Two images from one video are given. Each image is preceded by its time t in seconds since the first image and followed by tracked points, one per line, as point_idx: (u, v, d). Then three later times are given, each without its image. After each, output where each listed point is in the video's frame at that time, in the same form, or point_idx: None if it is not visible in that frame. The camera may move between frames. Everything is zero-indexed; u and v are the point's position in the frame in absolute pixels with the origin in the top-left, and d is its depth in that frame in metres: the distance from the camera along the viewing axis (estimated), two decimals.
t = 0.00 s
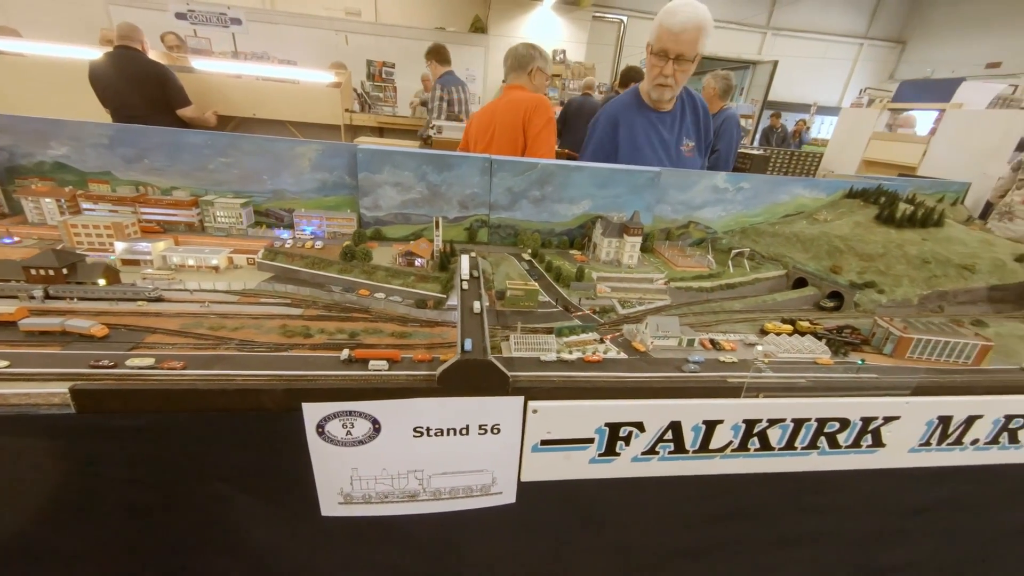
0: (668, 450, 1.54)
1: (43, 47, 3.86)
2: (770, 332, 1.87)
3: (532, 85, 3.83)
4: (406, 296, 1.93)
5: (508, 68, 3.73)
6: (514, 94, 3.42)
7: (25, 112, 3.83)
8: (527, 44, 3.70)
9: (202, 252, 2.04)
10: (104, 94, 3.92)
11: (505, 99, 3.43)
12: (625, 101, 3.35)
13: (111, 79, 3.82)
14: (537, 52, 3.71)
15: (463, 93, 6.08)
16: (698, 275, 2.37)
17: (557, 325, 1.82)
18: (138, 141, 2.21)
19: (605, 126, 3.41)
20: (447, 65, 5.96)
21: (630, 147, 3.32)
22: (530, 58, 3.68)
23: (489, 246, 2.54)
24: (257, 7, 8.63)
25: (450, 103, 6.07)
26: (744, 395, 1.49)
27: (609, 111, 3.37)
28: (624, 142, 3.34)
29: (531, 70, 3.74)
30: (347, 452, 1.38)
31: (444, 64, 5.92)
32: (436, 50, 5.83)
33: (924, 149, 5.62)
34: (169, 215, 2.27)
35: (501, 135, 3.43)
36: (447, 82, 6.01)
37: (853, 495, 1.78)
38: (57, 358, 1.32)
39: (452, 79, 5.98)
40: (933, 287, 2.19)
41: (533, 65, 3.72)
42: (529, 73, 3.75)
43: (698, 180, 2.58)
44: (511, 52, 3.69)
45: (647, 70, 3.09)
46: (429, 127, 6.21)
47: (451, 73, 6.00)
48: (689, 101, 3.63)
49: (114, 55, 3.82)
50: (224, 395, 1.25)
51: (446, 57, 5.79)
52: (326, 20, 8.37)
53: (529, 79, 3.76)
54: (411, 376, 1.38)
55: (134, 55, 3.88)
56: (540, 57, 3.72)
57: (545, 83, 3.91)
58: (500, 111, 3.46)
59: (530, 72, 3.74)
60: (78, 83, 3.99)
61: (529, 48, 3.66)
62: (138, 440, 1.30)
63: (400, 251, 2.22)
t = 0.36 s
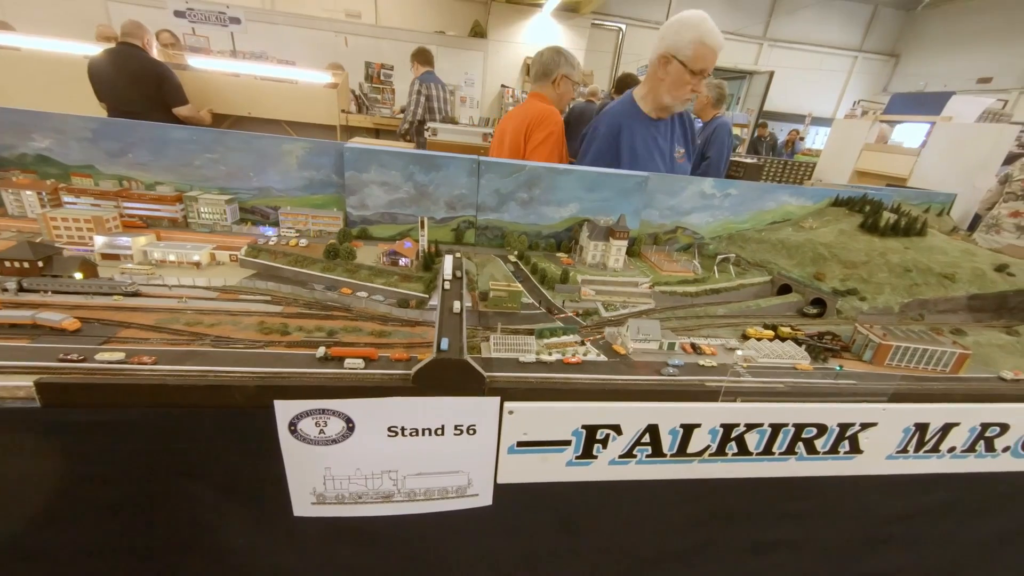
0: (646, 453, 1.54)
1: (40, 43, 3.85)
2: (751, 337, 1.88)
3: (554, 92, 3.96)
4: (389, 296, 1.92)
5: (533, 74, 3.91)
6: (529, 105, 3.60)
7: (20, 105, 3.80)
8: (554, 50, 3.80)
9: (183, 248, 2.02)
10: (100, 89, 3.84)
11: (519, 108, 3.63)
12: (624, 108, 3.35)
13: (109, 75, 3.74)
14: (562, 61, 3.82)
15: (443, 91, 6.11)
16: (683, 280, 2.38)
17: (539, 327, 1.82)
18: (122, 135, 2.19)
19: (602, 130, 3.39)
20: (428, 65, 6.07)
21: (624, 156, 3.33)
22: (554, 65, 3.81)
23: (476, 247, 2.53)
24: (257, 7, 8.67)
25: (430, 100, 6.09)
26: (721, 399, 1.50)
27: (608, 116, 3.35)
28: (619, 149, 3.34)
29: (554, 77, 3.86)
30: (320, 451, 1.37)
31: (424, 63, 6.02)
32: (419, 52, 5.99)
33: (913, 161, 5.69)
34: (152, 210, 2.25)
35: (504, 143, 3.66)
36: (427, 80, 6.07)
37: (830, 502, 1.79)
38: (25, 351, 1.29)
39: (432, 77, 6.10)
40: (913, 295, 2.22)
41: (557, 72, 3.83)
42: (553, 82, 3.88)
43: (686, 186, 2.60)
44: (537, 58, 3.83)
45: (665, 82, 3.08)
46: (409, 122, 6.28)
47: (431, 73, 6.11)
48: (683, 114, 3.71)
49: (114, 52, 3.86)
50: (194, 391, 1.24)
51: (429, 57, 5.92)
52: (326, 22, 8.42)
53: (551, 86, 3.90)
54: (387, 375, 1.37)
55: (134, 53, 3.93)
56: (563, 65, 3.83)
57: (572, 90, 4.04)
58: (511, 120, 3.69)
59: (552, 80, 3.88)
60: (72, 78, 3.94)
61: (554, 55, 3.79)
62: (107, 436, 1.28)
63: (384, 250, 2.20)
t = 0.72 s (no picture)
0: (636, 452, 1.50)
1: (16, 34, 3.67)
2: (743, 332, 1.85)
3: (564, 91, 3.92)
4: (373, 293, 1.86)
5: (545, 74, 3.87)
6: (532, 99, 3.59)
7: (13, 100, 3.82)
8: (567, 49, 3.75)
9: (159, 245, 1.95)
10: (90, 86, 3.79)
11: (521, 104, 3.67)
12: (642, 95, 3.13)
13: (95, 72, 3.68)
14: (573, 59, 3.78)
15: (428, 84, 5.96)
16: (674, 274, 2.34)
17: (526, 324, 1.77)
18: (93, 128, 2.10)
19: (623, 118, 3.11)
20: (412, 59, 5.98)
21: (654, 140, 3.04)
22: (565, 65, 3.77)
23: (464, 243, 2.48)
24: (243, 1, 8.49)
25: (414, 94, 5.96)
26: (713, 395, 1.46)
27: (626, 103, 3.10)
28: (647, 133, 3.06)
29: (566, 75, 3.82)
30: (298, 455, 1.31)
31: (406, 57, 5.96)
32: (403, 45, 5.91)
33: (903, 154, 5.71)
34: (126, 207, 2.18)
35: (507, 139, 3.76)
36: (410, 74, 5.93)
37: (822, 497, 1.77)
38: None
39: (415, 71, 5.95)
40: (906, 288, 2.20)
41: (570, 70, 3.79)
42: (565, 81, 3.84)
43: (678, 179, 2.55)
44: (548, 58, 3.80)
45: (692, 79, 3.13)
46: (394, 118, 6.18)
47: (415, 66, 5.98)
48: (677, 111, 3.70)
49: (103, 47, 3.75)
50: (162, 396, 1.18)
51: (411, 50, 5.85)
52: (315, 16, 8.28)
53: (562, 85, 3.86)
54: (367, 375, 1.32)
55: (124, 48, 3.79)
56: (574, 62, 3.78)
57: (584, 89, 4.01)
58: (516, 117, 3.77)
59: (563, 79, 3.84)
60: (55, 73, 3.82)
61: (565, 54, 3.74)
62: (73, 441, 1.24)
63: (368, 246, 2.15)
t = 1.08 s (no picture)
0: (591, 456, 1.47)
1: None
2: (693, 328, 1.86)
3: (532, 86, 3.65)
4: (309, 299, 1.71)
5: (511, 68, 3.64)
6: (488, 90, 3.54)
7: None
8: (535, 42, 3.51)
9: (51, 251, 1.69)
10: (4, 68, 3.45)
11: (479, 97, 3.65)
12: (620, 93, 3.33)
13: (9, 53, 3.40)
14: (540, 53, 3.53)
15: (374, 74, 5.62)
16: (627, 270, 2.34)
17: (476, 328, 1.68)
18: None
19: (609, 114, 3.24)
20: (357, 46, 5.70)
21: (643, 132, 3.22)
22: (531, 58, 3.54)
23: (412, 242, 2.35)
24: None
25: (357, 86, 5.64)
26: (665, 395, 1.45)
27: (609, 100, 3.24)
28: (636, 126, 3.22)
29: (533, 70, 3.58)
30: (219, 488, 1.17)
31: (349, 44, 5.68)
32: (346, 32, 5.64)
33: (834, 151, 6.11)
34: (10, 206, 1.87)
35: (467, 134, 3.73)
36: (351, 66, 5.62)
37: (769, 486, 1.82)
38: None
39: (358, 59, 5.67)
40: (840, 279, 2.31)
41: (537, 65, 3.55)
42: (532, 75, 3.59)
43: (629, 175, 2.55)
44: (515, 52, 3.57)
45: (658, 79, 3.44)
46: (340, 112, 5.88)
47: (356, 55, 5.66)
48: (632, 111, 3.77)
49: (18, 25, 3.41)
50: (44, 432, 1.01)
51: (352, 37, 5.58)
52: None
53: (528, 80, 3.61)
54: (297, 395, 1.19)
55: (37, 26, 3.39)
56: (542, 55, 3.52)
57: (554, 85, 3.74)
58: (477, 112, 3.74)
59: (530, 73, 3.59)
60: None
61: (531, 47, 3.51)
62: None
63: (304, 248, 1.97)
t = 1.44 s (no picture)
0: (539, 446, 1.46)
1: None
2: (635, 310, 1.89)
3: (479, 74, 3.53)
4: (228, 305, 1.56)
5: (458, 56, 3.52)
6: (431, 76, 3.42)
7: None
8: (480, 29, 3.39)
9: None
10: None
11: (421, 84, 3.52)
12: (584, 80, 3.43)
13: None
14: (486, 40, 3.42)
15: (305, 64, 5.14)
16: (571, 257, 2.34)
17: (416, 325, 1.61)
18: None
19: (577, 98, 3.33)
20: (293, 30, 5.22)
21: (610, 117, 3.36)
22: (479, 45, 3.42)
23: (347, 237, 2.22)
24: None
25: (285, 76, 5.19)
26: (609, 378, 1.47)
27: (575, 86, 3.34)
28: (602, 111, 3.35)
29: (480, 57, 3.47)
30: (124, 524, 1.04)
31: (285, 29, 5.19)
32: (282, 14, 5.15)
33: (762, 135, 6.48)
34: None
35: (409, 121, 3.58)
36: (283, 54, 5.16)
37: (710, 456, 1.91)
38: None
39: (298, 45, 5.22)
40: (769, 256, 2.44)
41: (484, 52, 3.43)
42: (480, 62, 3.47)
43: (570, 160, 2.54)
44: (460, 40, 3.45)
45: (618, 70, 3.59)
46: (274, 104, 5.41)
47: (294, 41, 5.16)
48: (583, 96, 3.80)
49: None
50: None
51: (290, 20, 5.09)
52: None
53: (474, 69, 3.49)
54: (211, 412, 1.08)
55: None
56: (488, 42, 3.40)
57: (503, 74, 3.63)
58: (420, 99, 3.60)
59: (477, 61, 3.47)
60: None
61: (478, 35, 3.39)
62: None
63: (220, 249, 1.80)
